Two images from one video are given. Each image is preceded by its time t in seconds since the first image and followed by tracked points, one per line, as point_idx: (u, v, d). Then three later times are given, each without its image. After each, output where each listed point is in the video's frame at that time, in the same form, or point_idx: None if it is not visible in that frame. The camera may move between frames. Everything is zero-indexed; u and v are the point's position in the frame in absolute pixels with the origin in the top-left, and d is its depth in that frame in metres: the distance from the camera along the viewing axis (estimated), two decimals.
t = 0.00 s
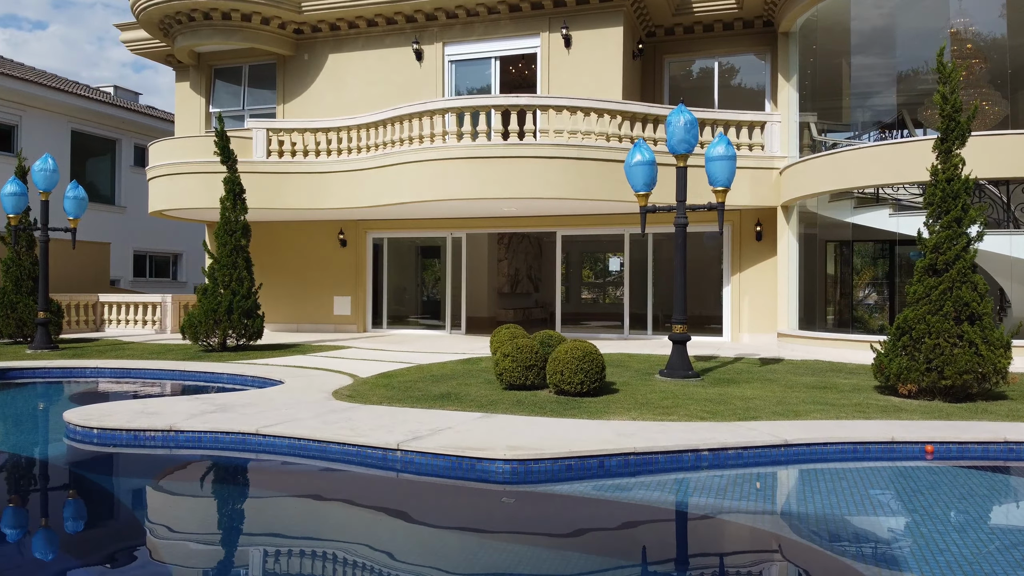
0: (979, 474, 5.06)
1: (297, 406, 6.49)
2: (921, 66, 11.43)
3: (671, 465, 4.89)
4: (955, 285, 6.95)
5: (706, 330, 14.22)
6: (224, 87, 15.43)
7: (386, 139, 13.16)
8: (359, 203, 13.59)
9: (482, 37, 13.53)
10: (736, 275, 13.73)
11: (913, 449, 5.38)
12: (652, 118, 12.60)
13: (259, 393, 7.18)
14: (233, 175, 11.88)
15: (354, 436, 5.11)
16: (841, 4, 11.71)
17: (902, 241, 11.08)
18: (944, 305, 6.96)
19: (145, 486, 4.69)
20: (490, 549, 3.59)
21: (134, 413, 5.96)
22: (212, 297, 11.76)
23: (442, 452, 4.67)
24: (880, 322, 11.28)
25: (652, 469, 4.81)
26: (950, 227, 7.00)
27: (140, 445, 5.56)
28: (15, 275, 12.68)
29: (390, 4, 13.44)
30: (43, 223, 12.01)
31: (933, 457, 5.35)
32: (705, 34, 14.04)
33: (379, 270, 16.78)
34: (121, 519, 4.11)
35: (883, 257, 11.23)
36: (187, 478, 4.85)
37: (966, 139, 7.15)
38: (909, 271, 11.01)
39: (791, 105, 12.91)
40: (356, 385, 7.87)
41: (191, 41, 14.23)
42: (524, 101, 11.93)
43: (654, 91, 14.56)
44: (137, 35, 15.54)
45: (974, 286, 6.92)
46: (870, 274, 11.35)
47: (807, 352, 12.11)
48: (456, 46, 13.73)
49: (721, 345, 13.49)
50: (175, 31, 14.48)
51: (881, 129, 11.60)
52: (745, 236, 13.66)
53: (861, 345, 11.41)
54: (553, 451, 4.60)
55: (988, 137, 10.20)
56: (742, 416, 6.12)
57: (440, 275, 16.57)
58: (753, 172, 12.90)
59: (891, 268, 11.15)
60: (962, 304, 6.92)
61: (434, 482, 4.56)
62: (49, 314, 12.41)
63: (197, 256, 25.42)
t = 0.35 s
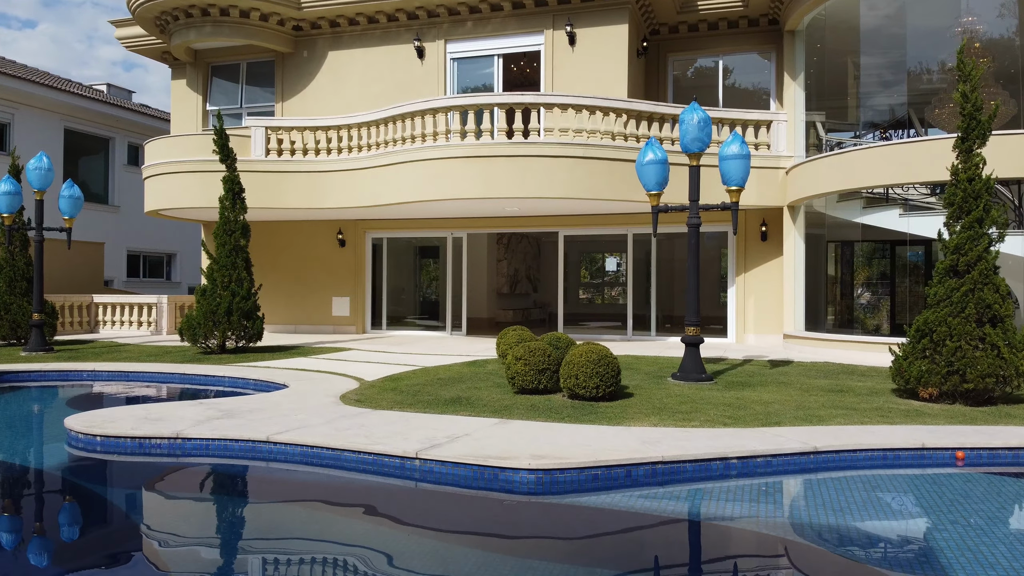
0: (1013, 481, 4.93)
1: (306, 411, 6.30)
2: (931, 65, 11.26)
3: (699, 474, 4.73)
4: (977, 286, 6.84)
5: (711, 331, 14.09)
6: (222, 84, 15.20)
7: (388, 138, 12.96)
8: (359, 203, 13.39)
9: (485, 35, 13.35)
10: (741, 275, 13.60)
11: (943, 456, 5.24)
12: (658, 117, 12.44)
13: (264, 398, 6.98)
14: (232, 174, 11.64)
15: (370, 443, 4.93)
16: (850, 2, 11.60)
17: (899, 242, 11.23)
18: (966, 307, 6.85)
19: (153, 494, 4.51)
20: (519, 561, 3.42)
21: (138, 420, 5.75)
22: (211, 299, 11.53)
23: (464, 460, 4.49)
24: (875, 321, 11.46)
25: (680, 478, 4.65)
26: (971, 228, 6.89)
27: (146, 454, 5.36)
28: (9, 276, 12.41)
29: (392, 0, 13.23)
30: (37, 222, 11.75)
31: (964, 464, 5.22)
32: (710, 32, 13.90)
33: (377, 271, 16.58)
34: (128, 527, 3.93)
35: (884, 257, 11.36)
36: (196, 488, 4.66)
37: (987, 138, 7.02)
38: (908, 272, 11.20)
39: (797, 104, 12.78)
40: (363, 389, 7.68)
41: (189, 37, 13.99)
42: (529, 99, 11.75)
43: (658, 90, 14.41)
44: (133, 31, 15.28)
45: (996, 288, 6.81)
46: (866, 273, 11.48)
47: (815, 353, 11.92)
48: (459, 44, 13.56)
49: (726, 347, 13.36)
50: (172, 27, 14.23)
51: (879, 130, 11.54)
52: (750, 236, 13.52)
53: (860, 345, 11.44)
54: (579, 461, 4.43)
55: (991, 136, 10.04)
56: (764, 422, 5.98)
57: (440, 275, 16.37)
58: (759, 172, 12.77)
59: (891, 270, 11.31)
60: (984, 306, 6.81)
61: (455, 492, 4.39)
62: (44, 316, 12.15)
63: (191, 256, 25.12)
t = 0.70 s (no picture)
0: None
1: (315, 416, 6.14)
2: (937, 67, 11.11)
3: (726, 483, 4.60)
4: (997, 289, 6.74)
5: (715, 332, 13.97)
6: (220, 82, 14.99)
7: (388, 137, 12.80)
8: (359, 203, 13.20)
9: (487, 33, 13.19)
10: (746, 276, 13.49)
11: (972, 462, 5.12)
12: (663, 116, 12.30)
13: (270, 403, 6.81)
14: (231, 173, 11.44)
15: (385, 452, 4.76)
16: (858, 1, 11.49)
17: (900, 242, 10.94)
18: (986, 310, 6.74)
19: (161, 504, 4.35)
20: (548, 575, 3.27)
21: (143, 426, 5.57)
22: (211, 301, 11.33)
23: (486, 470, 4.33)
24: (872, 321, 11.27)
25: (708, 487, 4.52)
26: (990, 229, 6.79)
27: (152, 462, 5.18)
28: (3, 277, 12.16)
29: None
30: (32, 222, 11.51)
31: (993, 471, 5.09)
32: (714, 30, 13.79)
33: (377, 271, 16.39)
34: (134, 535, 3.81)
35: (884, 258, 11.09)
36: (205, 498, 4.50)
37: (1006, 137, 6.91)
38: (907, 273, 10.84)
39: (802, 103, 12.66)
40: (370, 393, 7.51)
41: (186, 34, 13.77)
42: (534, 98, 11.58)
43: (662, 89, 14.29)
44: (129, 28, 15.05)
45: (1016, 290, 6.71)
46: (864, 274, 11.32)
47: (822, 356, 11.80)
48: (461, 41, 13.39)
49: (732, 348, 13.23)
50: (169, 24, 14.01)
51: (880, 131, 11.39)
52: (755, 237, 13.41)
53: (865, 347, 11.33)
54: (605, 470, 4.28)
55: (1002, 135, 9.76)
56: (786, 427, 5.85)
57: (439, 276, 16.17)
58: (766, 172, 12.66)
59: (889, 271, 11.00)
60: (1004, 308, 6.71)
61: (476, 503, 4.24)
62: (39, 317, 11.92)
63: (186, 256, 24.87)
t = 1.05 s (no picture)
0: None
1: (326, 423, 5.95)
2: (943, 66, 11.15)
3: (758, 493, 4.46)
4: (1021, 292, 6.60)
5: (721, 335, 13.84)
6: (217, 80, 14.75)
7: (390, 136, 12.62)
8: (360, 203, 13.01)
9: (490, 30, 13.01)
10: (751, 277, 13.35)
11: (1005, 470, 4.98)
12: (669, 115, 12.14)
13: (277, 409, 6.62)
14: (231, 172, 11.24)
15: (404, 461, 4.58)
16: None
17: (900, 242, 11.09)
18: (1009, 313, 6.61)
19: (171, 517, 4.17)
20: None
21: (148, 435, 5.37)
22: (210, 302, 11.10)
23: (512, 481, 4.15)
24: (871, 322, 11.33)
25: (739, 498, 4.39)
26: (1013, 231, 6.66)
27: (159, 472, 4.97)
28: None
29: None
30: (27, 222, 11.25)
31: None
32: (719, 29, 13.66)
33: (376, 272, 16.19)
34: (146, 549, 3.64)
35: (883, 258, 11.24)
36: (216, 510, 4.31)
37: None
38: (907, 273, 11.08)
39: (809, 102, 12.53)
40: (379, 398, 7.32)
41: (183, 31, 13.54)
42: (539, 96, 11.41)
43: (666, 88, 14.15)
44: (125, 25, 14.80)
45: None
46: (863, 274, 11.47)
47: (832, 357, 11.64)
48: (463, 39, 13.21)
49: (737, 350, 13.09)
50: (165, 21, 13.78)
51: (888, 130, 11.53)
52: (760, 237, 13.27)
53: (876, 348, 11.19)
54: (636, 482, 4.12)
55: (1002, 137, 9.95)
56: (810, 434, 5.70)
57: (439, 276, 15.97)
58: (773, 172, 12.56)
59: (891, 273, 11.17)
60: None
61: (503, 516, 4.08)
62: (33, 320, 11.66)
63: (180, 256, 24.59)
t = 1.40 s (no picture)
0: None
1: (336, 429, 5.79)
2: (949, 65, 11.13)
3: (789, 503, 4.33)
4: None
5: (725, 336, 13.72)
6: (215, 78, 14.55)
7: (391, 135, 12.45)
8: (362, 203, 12.82)
9: (493, 27, 12.85)
10: (756, 278, 13.23)
11: None
12: (675, 114, 12.00)
13: (284, 414, 6.44)
14: (231, 171, 11.05)
15: (423, 471, 4.42)
16: None
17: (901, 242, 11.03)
18: None
19: (181, 530, 4.01)
20: None
21: (154, 443, 5.19)
22: (210, 303, 10.89)
23: (537, 492, 4.00)
24: (872, 322, 11.29)
25: (771, 509, 4.27)
26: None
27: (166, 482, 4.80)
28: None
29: None
30: (22, 222, 11.03)
31: None
32: (724, 27, 13.53)
33: (376, 273, 16.02)
34: (157, 566, 3.47)
35: (883, 258, 11.22)
36: (229, 523, 4.15)
37: None
38: (907, 274, 10.98)
39: (815, 102, 12.42)
40: (387, 402, 7.16)
41: (181, 28, 13.33)
42: (544, 95, 11.25)
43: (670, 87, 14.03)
44: (121, 22, 14.57)
45: None
46: (864, 274, 11.43)
47: (840, 359, 11.47)
48: (466, 37, 13.04)
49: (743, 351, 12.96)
50: (163, 18, 13.57)
51: (895, 129, 11.43)
52: (765, 239, 13.18)
53: (882, 350, 11.07)
54: (666, 493, 3.98)
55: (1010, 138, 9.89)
56: (834, 440, 5.58)
57: (439, 277, 15.80)
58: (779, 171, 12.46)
59: (891, 273, 11.12)
60: None
61: (529, 529, 3.93)
62: (29, 321, 11.43)
63: (175, 257, 24.33)
